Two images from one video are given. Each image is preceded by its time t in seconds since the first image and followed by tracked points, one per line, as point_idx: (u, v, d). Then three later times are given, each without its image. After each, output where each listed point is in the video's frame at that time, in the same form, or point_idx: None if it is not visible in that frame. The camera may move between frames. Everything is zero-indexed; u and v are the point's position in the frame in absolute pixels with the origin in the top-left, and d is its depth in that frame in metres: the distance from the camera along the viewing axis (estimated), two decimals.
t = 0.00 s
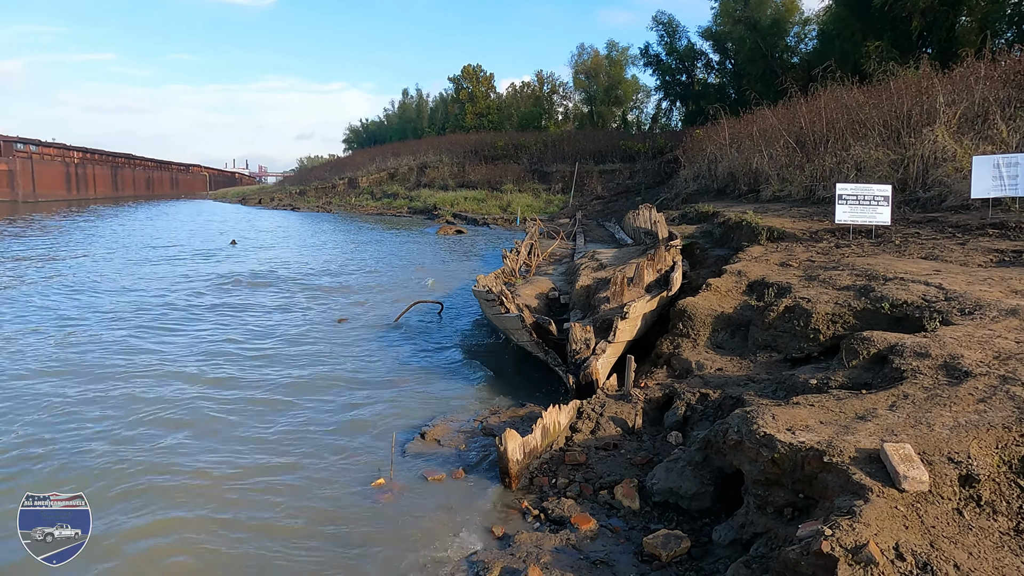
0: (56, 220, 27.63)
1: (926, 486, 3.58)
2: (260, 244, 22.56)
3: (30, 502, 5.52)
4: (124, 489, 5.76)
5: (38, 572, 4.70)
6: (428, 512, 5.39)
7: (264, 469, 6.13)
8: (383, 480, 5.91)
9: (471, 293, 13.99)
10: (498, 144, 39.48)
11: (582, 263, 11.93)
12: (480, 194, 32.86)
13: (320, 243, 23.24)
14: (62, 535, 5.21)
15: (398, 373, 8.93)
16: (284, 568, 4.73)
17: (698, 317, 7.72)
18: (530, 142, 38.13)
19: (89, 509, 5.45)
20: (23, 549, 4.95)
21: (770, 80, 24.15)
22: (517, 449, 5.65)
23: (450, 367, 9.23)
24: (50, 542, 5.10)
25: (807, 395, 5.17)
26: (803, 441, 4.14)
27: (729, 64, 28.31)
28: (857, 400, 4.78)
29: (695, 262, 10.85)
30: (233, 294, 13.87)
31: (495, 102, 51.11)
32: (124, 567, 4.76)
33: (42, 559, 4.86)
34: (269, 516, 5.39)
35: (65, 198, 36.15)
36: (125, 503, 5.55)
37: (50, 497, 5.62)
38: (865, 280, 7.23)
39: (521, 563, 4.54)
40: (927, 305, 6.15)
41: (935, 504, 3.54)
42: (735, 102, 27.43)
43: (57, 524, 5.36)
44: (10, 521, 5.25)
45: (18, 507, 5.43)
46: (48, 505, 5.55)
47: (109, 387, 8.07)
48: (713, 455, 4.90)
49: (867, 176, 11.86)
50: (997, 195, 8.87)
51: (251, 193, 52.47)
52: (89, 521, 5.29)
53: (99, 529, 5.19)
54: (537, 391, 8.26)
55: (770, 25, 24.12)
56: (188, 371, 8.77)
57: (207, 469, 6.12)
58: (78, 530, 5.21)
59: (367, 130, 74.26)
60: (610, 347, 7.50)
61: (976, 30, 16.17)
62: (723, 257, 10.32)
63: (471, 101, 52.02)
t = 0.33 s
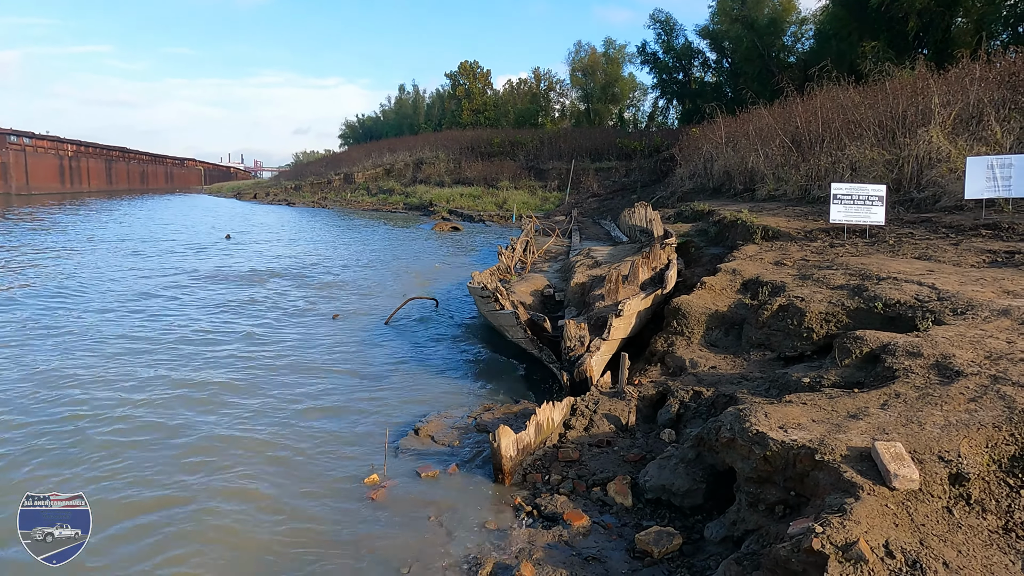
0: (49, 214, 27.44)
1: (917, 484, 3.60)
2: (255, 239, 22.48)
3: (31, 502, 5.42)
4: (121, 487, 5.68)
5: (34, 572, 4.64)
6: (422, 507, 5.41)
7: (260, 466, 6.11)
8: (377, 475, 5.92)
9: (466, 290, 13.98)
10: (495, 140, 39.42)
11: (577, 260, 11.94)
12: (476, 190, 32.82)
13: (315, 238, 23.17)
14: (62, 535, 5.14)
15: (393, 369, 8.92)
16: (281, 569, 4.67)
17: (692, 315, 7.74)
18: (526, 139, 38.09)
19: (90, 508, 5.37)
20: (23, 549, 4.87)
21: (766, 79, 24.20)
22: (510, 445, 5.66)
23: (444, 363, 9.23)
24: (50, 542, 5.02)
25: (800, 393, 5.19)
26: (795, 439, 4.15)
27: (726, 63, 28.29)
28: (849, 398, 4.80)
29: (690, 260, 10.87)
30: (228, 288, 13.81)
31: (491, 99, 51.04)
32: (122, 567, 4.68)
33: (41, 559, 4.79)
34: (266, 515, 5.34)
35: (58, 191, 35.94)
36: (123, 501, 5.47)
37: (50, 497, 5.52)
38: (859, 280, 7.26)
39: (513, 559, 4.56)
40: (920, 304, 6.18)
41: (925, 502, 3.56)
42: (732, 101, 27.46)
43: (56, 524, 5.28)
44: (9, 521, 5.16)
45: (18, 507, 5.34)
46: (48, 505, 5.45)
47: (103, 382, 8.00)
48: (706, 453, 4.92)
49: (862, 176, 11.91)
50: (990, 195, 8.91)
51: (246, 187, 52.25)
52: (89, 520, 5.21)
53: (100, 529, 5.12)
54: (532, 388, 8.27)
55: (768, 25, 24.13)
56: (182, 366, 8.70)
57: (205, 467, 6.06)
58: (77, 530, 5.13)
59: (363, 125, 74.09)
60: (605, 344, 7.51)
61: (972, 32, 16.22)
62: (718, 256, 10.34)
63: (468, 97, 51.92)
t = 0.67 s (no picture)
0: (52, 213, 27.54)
1: (919, 480, 3.60)
2: (257, 238, 22.51)
3: (30, 502, 5.43)
4: (124, 487, 5.67)
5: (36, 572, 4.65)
6: (423, 504, 5.42)
7: (261, 463, 6.11)
8: (379, 472, 5.93)
9: (468, 288, 13.99)
10: (496, 138, 39.38)
11: (579, 257, 11.94)
12: (477, 188, 32.80)
13: (317, 236, 23.19)
14: (62, 535, 5.14)
15: (395, 366, 8.93)
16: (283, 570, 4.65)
17: (694, 312, 7.74)
18: (528, 137, 38.06)
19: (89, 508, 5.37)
20: (23, 549, 4.88)
21: (768, 75, 24.13)
22: (512, 442, 5.66)
23: (446, 361, 9.24)
24: (50, 542, 5.03)
25: (803, 389, 5.18)
26: (797, 435, 4.16)
27: (728, 59, 28.21)
28: (851, 394, 4.79)
29: (692, 256, 10.86)
30: (230, 287, 13.84)
31: (493, 96, 50.97)
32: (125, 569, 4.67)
33: (41, 559, 4.80)
34: (266, 515, 5.32)
35: (61, 190, 36.05)
36: (126, 502, 5.46)
37: (51, 497, 5.53)
38: (862, 275, 7.24)
39: (515, 556, 4.57)
40: (923, 300, 6.16)
41: (928, 497, 3.56)
42: (734, 97, 27.40)
43: (56, 524, 5.28)
44: (10, 522, 5.17)
45: (18, 508, 5.35)
46: (48, 505, 5.46)
47: (106, 381, 8.02)
48: (708, 449, 4.92)
49: (864, 172, 11.88)
50: (992, 191, 8.88)
51: (248, 186, 52.32)
52: (88, 520, 5.22)
53: (100, 529, 5.12)
54: (534, 385, 8.28)
55: (769, 20, 24.04)
56: (185, 365, 8.72)
57: (206, 466, 6.05)
58: (77, 530, 5.14)
59: (365, 123, 74.11)
60: (607, 341, 7.51)
61: (975, 26, 16.15)
62: (720, 252, 10.32)
63: (469, 95, 51.88)
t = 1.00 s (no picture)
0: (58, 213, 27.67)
1: (925, 476, 3.59)
2: (261, 237, 22.55)
3: (31, 502, 5.44)
4: (126, 488, 5.65)
5: (36, 572, 4.64)
6: (427, 501, 5.44)
7: (264, 463, 6.10)
8: (384, 470, 5.94)
9: (472, 286, 13.99)
10: (500, 136, 39.37)
11: (583, 255, 11.93)
12: (481, 186, 32.79)
13: (320, 235, 23.22)
14: (61, 535, 5.15)
15: (399, 364, 8.95)
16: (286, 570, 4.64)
17: (699, 309, 7.73)
18: (532, 135, 38.03)
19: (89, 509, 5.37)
20: (23, 549, 4.88)
21: (772, 72, 24.04)
22: (517, 439, 5.67)
23: (449, 359, 9.25)
24: (50, 542, 5.03)
25: (808, 386, 5.17)
26: (802, 433, 4.15)
27: (731, 56, 28.12)
28: (856, 391, 4.78)
29: (696, 254, 10.84)
30: (234, 286, 13.87)
31: (497, 94, 50.91)
32: (129, 571, 4.65)
33: (41, 559, 4.80)
34: (270, 514, 5.31)
35: (66, 189, 36.21)
36: (129, 503, 5.44)
37: (51, 497, 5.54)
38: (867, 272, 7.21)
39: (520, 553, 4.57)
40: (928, 297, 6.13)
41: (934, 494, 3.54)
42: (738, 94, 27.31)
43: (56, 524, 5.29)
44: (9, 522, 5.18)
45: (18, 507, 5.36)
46: (48, 505, 5.47)
47: (110, 380, 8.05)
48: (712, 446, 4.92)
49: (869, 168, 11.83)
50: (999, 186, 8.83)
51: (253, 185, 52.43)
52: (88, 521, 5.22)
53: (100, 529, 5.12)
54: (539, 383, 8.27)
55: (773, 17, 23.94)
56: (188, 364, 8.73)
57: (208, 466, 6.04)
58: (77, 530, 5.14)
59: (369, 122, 74.17)
60: (611, 338, 7.51)
61: (981, 21, 16.07)
62: (724, 249, 10.29)
63: (473, 93, 51.82)
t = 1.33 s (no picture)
0: (61, 207, 27.70)
1: (928, 473, 3.58)
2: (265, 231, 22.57)
3: (30, 501, 5.38)
4: (127, 487, 5.61)
5: (36, 571, 4.62)
6: (430, 496, 5.44)
7: (266, 459, 6.09)
8: (387, 464, 5.95)
9: (474, 281, 13.98)
10: (503, 131, 39.29)
11: (586, 250, 11.92)
12: (484, 181, 32.77)
13: (323, 230, 23.23)
14: (62, 535, 5.10)
15: (402, 360, 8.95)
16: (290, 567, 4.62)
17: (702, 304, 7.71)
18: (535, 130, 37.96)
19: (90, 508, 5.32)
20: (23, 549, 4.84)
21: (777, 67, 23.92)
22: (519, 434, 5.68)
23: (452, 354, 9.26)
24: (50, 542, 4.99)
25: (810, 382, 5.17)
26: (805, 428, 4.14)
27: (736, 51, 28.01)
28: (860, 387, 4.77)
29: (700, 250, 10.81)
30: (237, 281, 13.87)
31: (500, 89, 50.82)
32: (131, 569, 4.63)
33: (41, 559, 4.75)
34: (270, 512, 5.29)
35: (70, 184, 36.24)
36: (129, 502, 5.40)
37: (50, 497, 5.48)
38: (871, 268, 7.20)
39: (522, 547, 4.58)
40: (933, 293, 6.11)
41: (937, 490, 3.54)
42: (742, 89, 27.22)
43: (56, 523, 5.24)
44: (9, 521, 5.13)
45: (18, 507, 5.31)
46: (48, 505, 5.41)
47: (113, 376, 8.04)
48: (715, 441, 4.92)
49: (874, 164, 11.79)
50: (1005, 182, 8.79)
51: (256, 180, 52.43)
52: (88, 520, 5.18)
53: (101, 528, 5.07)
54: (541, 378, 8.28)
55: (778, 11, 23.83)
56: (190, 359, 8.71)
57: (207, 463, 6.01)
58: (77, 530, 5.10)
59: (372, 117, 74.15)
60: (614, 334, 7.51)
61: (987, 16, 15.98)
62: (727, 245, 10.27)
63: (476, 87, 51.69)
